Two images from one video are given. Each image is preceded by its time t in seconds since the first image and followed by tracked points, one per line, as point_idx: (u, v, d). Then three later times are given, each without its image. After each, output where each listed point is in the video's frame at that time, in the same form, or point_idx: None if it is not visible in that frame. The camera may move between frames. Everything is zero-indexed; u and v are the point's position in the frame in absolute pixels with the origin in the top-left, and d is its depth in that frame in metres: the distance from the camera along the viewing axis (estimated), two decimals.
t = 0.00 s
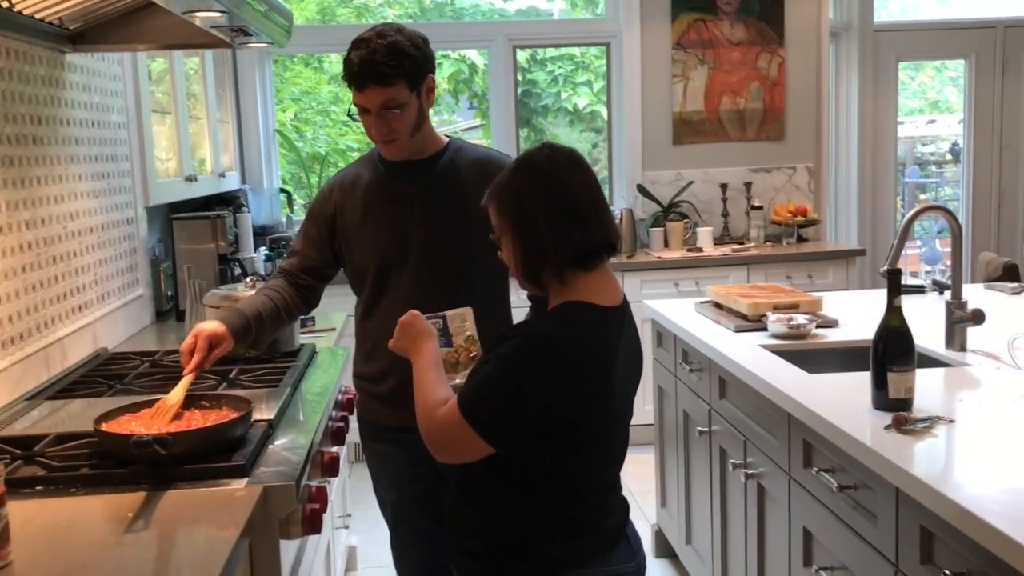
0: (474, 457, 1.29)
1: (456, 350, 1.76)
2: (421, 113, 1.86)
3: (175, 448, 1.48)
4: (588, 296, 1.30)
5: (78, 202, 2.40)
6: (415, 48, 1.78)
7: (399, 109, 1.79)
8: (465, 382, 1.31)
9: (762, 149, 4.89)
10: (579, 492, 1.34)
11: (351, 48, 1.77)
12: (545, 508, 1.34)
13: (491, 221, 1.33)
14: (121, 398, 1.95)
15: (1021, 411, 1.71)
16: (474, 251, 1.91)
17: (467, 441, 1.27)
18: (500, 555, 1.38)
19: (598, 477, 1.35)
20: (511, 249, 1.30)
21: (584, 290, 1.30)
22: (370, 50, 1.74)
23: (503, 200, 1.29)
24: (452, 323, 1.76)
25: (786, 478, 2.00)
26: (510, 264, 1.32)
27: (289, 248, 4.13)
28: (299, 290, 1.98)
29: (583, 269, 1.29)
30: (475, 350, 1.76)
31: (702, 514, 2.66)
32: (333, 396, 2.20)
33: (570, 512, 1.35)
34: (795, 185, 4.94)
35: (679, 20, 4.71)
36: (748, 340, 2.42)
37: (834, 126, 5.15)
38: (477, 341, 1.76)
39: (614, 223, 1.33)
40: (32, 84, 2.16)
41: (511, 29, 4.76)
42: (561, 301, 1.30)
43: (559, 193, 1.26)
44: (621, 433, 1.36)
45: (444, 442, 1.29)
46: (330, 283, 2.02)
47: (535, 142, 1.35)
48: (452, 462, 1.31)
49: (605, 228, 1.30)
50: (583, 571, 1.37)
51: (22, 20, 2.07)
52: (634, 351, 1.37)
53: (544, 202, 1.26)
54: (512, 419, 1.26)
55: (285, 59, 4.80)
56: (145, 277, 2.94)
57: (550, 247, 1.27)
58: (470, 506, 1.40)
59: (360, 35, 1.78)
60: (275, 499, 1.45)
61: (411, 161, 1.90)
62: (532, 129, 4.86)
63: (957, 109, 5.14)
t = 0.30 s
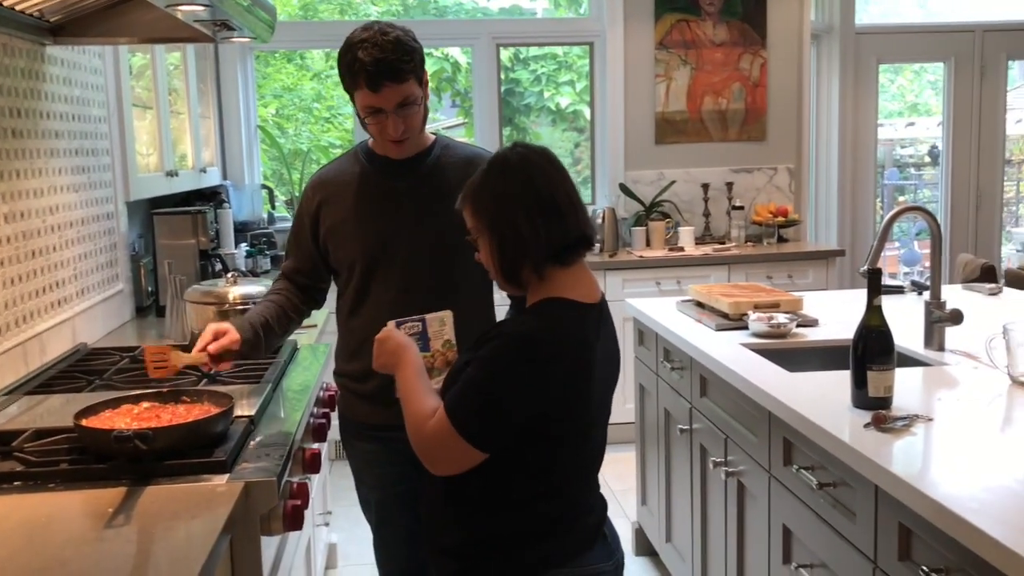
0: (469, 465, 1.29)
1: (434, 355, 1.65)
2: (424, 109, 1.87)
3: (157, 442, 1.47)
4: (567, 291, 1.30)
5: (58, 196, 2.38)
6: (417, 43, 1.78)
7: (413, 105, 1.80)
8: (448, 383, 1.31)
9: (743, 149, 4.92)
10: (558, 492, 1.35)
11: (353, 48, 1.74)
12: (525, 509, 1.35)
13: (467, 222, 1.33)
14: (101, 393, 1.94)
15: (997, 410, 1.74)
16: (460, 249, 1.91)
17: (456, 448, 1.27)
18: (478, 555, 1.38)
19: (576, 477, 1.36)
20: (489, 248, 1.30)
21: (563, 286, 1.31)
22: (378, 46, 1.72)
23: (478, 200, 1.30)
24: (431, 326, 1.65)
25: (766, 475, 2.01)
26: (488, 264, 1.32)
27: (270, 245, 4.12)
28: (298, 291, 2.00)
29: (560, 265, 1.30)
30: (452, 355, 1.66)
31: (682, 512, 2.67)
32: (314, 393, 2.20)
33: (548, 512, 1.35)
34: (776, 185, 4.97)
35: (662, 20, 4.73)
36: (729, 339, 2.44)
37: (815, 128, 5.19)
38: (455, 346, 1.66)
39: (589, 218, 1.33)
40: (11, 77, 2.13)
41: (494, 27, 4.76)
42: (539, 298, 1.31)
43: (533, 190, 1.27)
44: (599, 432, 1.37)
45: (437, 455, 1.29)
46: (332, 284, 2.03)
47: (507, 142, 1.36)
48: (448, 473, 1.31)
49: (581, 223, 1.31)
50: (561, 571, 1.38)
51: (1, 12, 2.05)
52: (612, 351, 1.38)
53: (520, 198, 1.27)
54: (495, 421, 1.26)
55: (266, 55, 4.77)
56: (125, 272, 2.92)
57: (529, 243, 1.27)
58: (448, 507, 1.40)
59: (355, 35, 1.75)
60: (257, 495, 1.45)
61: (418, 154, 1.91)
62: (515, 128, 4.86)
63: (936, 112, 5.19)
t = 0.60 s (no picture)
0: (456, 478, 1.28)
1: (407, 365, 1.68)
2: (424, 109, 1.86)
3: (150, 442, 1.46)
4: (545, 294, 1.30)
5: (51, 193, 2.37)
6: (413, 45, 1.77)
7: (412, 108, 1.79)
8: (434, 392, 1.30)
9: (736, 154, 4.94)
10: (545, 499, 1.35)
11: (349, 54, 1.74)
12: (512, 516, 1.34)
13: (443, 230, 1.32)
14: (93, 392, 1.93)
15: (989, 416, 1.74)
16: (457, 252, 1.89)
17: (444, 460, 1.27)
18: (466, 560, 1.39)
19: (563, 483, 1.36)
20: (466, 254, 1.29)
21: (546, 289, 1.30)
22: (374, 51, 1.71)
23: (453, 205, 1.29)
24: (402, 337, 1.68)
25: (759, 479, 2.02)
26: (466, 270, 1.31)
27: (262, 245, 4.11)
28: (307, 294, 2.04)
29: (539, 268, 1.30)
30: (426, 363, 1.69)
31: (673, 515, 2.68)
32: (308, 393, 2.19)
33: (536, 519, 1.35)
34: (768, 190, 4.98)
35: (657, 24, 4.74)
36: (721, 342, 2.45)
37: (808, 133, 5.21)
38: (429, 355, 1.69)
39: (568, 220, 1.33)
40: (6, 74, 2.13)
41: (488, 29, 4.76)
42: (522, 303, 1.30)
43: (506, 195, 1.26)
44: (586, 437, 1.37)
45: (423, 470, 1.28)
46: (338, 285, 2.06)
47: (481, 145, 1.35)
48: (433, 488, 1.30)
49: (558, 225, 1.30)
50: None
51: None
52: (599, 356, 1.37)
53: (495, 202, 1.26)
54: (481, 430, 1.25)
55: (260, 54, 4.76)
56: (116, 271, 2.91)
57: (506, 249, 1.26)
58: (437, 512, 1.40)
59: (350, 39, 1.74)
60: (251, 494, 1.45)
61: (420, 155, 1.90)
62: (508, 131, 4.86)
63: (927, 119, 5.22)
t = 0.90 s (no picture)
0: (445, 491, 1.26)
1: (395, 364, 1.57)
2: (463, 108, 1.80)
3: (154, 441, 1.46)
4: (536, 301, 1.26)
5: (55, 191, 2.37)
6: (450, 41, 1.71)
7: (446, 106, 1.73)
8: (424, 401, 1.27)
9: (739, 157, 4.94)
10: (533, 512, 1.33)
11: (383, 51, 1.70)
12: (501, 530, 1.32)
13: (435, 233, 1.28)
14: (96, 391, 1.93)
15: (993, 421, 1.74)
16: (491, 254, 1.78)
17: (437, 474, 1.24)
18: (449, 574, 1.37)
19: (551, 496, 1.33)
20: (458, 260, 1.25)
21: (540, 296, 1.27)
22: (407, 48, 1.66)
23: (445, 209, 1.24)
24: (381, 342, 1.60)
25: (762, 483, 2.01)
26: (458, 275, 1.26)
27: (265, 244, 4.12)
28: (346, 300, 2.01)
29: (532, 276, 1.26)
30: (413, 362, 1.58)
31: (675, 518, 2.67)
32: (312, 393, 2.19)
33: (523, 532, 1.33)
34: (771, 194, 4.98)
35: (660, 26, 4.74)
36: (724, 345, 2.45)
37: (810, 137, 5.21)
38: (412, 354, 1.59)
39: (563, 224, 1.29)
40: (12, 72, 2.13)
41: (492, 31, 4.76)
42: (515, 310, 1.27)
43: (499, 200, 1.22)
44: (576, 449, 1.35)
45: (414, 484, 1.25)
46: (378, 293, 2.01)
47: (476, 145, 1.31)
48: (425, 502, 1.27)
49: (553, 228, 1.26)
50: None
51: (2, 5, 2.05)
52: (591, 366, 1.35)
53: (488, 206, 1.22)
54: (474, 443, 1.22)
55: (263, 53, 4.76)
56: (119, 269, 2.91)
57: (499, 256, 1.23)
58: (424, 523, 1.37)
59: (388, 37, 1.70)
60: (254, 494, 1.45)
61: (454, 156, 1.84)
62: (509, 132, 4.87)
63: (929, 124, 5.22)
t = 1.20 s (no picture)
0: (444, 501, 1.23)
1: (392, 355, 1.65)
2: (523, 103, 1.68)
3: (161, 436, 1.47)
4: (534, 304, 1.25)
5: (62, 187, 2.38)
6: (510, 34, 1.61)
7: (501, 100, 1.62)
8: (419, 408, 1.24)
9: (745, 156, 4.93)
10: (525, 521, 1.31)
11: (441, 43, 1.62)
12: (493, 539, 1.30)
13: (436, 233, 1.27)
14: (103, 386, 1.94)
15: (999, 420, 1.74)
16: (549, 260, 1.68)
17: (434, 486, 1.21)
18: None
19: (544, 505, 1.32)
20: (456, 260, 1.24)
21: (538, 299, 1.25)
22: (463, 40, 1.58)
23: (446, 207, 1.23)
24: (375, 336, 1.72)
25: (767, 481, 2.01)
26: (455, 275, 1.25)
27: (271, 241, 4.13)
28: (409, 302, 1.95)
29: (530, 279, 1.25)
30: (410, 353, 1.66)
31: (679, 516, 2.67)
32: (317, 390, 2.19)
33: (519, 537, 1.31)
34: (777, 192, 4.97)
35: (666, 25, 4.73)
36: (730, 344, 2.44)
37: (816, 136, 5.21)
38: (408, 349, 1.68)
39: (564, 227, 1.28)
40: (20, 69, 2.14)
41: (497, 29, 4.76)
42: (513, 313, 1.25)
43: (497, 200, 1.21)
44: (570, 456, 1.33)
45: (412, 497, 1.23)
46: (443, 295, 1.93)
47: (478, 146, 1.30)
48: (423, 514, 1.25)
49: (553, 231, 1.25)
50: None
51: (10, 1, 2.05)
52: (587, 373, 1.33)
53: (487, 207, 1.21)
54: (470, 450, 1.19)
55: (269, 51, 4.76)
56: (125, 266, 2.92)
57: (496, 256, 1.22)
58: (418, 533, 1.34)
59: (448, 29, 1.62)
60: (260, 490, 1.45)
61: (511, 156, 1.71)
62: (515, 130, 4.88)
63: (935, 123, 5.21)
